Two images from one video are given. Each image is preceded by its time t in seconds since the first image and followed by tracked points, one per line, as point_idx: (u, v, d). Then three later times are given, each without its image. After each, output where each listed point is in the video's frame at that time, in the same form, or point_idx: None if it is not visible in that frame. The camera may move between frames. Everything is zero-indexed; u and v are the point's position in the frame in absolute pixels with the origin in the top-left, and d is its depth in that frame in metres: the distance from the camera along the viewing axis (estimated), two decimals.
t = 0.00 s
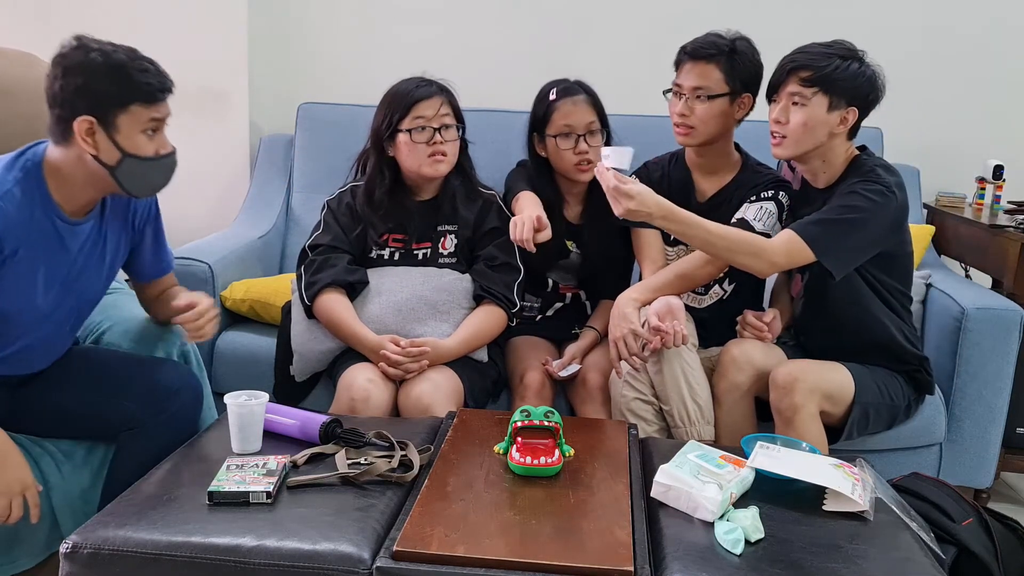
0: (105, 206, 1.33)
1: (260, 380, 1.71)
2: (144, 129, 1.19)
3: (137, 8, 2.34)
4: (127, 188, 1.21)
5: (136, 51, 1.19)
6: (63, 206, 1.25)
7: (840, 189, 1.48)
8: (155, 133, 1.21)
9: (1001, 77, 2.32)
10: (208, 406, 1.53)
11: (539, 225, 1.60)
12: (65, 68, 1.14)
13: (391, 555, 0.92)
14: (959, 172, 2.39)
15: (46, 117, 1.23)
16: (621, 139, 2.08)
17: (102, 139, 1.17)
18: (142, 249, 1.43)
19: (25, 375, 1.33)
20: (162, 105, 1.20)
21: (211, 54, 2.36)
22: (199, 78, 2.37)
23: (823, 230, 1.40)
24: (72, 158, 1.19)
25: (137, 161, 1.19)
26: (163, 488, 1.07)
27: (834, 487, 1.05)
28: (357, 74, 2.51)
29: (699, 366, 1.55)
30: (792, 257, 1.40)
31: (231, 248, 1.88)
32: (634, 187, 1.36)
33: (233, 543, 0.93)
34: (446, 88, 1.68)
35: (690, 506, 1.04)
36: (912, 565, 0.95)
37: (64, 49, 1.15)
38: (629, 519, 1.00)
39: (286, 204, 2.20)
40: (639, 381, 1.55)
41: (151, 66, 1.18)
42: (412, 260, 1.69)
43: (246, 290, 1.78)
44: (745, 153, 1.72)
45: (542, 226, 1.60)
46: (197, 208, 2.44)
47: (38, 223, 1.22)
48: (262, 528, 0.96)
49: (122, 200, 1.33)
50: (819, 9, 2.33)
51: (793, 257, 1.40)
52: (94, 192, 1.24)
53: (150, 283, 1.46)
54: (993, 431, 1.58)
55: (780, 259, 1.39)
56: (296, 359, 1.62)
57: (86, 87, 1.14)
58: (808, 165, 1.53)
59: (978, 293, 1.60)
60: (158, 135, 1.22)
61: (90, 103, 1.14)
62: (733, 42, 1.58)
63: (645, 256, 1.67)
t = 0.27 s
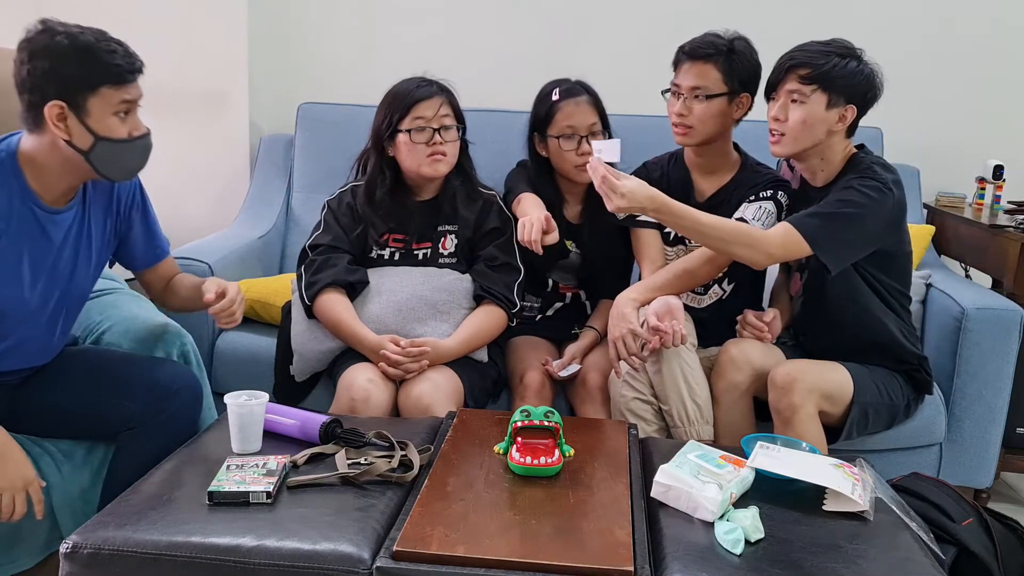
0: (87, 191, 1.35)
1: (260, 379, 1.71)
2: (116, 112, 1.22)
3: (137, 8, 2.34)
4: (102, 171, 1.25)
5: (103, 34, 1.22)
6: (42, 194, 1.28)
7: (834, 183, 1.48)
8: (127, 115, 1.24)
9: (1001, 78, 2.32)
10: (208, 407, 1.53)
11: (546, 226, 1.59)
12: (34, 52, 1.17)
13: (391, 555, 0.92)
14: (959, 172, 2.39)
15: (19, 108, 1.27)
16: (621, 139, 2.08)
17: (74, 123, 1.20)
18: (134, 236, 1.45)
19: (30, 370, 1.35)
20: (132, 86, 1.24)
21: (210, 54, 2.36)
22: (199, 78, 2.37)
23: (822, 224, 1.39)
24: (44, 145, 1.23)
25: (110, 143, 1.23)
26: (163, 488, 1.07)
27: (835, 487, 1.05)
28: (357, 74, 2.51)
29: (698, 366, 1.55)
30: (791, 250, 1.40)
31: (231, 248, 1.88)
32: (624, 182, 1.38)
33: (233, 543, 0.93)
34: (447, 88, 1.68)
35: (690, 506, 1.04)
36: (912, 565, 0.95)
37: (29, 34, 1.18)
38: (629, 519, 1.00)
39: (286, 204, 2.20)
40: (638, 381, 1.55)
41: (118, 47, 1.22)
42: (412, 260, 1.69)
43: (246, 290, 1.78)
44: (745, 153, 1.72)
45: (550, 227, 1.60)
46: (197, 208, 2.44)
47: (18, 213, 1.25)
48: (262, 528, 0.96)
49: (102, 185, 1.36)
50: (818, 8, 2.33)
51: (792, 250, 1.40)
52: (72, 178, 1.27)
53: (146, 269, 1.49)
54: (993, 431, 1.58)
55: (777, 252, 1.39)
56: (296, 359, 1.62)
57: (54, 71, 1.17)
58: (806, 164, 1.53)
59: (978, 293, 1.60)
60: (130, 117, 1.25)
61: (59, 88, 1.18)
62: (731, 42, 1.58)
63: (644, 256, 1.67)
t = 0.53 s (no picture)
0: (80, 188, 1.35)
1: (260, 379, 1.71)
2: (106, 109, 1.23)
3: (136, 8, 2.34)
4: (93, 168, 1.25)
5: (93, 30, 1.22)
6: (35, 192, 1.27)
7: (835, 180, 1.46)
8: (118, 112, 1.25)
9: (1001, 78, 2.32)
10: (208, 407, 1.54)
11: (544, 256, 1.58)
12: (23, 48, 1.17)
13: (391, 555, 0.92)
14: (958, 172, 2.39)
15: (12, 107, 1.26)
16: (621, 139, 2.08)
17: (64, 121, 1.20)
18: (127, 234, 1.45)
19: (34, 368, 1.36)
20: (123, 82, 1.24)
21: (210, 54, 2.36)
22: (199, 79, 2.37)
23: (831, 207, 1.40)
24: (35, 143, 1.23)
25: (101, 140, 1.23)
26: (162, 488, 1.07)
27: (835, 487, 1.05)
28: (356, 74, 2.51)
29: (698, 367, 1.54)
30: (794, 237, 1.37)
31: (231, 248, 1.88)
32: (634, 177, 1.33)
33: (233, 543, 0.93)
34: (447, 88, 1.68)
35: (690, 506, 1.04)
36: (912, 565, 0.95)
37: (18, 31, 1.19)
38: (629, 519, 1.00)
39: (286, 204, 2.20)
40: (637, 380, 1.55)
41: (108, 43, 1.22)
42: (412, 260, 1.69)
43: (246, 290, 1.78)
44: (743, 153, 1.71)
45: (550, 255, 1.58)
46: (197, 208, 2.44)
47: (10, 210, 1.25)
48: (262, 528, 0.96)
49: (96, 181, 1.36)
50: (818, 9, 2.33)
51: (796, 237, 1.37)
52: (63, 176, 1.27)
53: (140, 269, 1.49)
54: (993, 431, 1.58)
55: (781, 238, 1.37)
56: (296, 359, 1.62)
57: (43, 66, 1.17)
58: (807, 164, 1.53)
59: (978, 293, 1.60)
60: (121, 114, 1.25)
61: (49, 86, 1.18)
62: (729, 42, 1.58)
63: (643, 256, 1.67)
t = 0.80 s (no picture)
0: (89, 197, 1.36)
1: (260, 379, 1.71)
2: (117, 121, 1.22)
3: (137, 9, 2.34)
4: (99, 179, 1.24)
5: (109, 42, 1.23)
6: (42, 199, 1.28)
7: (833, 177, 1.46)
8: (128, 125, 1.24)
9: (1000, 78, 2.32)
10: (208, 407, 1.54)
11: (539, 304, 1.58)
12: (38, 57, 1.18)
13: (391, 555, 0.92)
14: (958, 172, 2.39)
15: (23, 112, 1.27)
16: (621, 139, 2.08)
17: (73, 130, 1.20)
18: (131, 248, 1.44)
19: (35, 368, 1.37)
20: (134, 96, 1.24)
21: (211, 55, 2.36)
22: (199, 79, 2.37)
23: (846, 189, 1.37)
24: (45, 150, 1.23)
25: (109, 152, 1.23)
26: (163, 488, 1.07)
27: (835, 487, 1.05)
28: (357, 74, 2.51)
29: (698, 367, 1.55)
30: (819, 220, 1.32)
31: (231, 248, 1.88)
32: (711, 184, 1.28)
33: (233, 544, 0.93)
34: (442, 85, 1.68)
35: (690, 506, 1.04)
36: (912, 565, 0.95)
37: (36, 39, 1.20)
38: (629, 519, 1.00)
39: (286, 204, 2.20)
40: (636, 380, 1.55)
41: (123, 55, 1.22)
42: (413, 260, 1.69)
43: (246, 290, 1.78)
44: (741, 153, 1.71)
45: (550, 305, 1.59)
46: (197, 208, 2.43)
47: (16, 215, 1.25)
48: (262, 528, 0.96)
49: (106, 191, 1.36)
50: (818, 9, 2.33)
51: (822, 219, 1.32)
52: (71, 184, 1.26)
53: (141, 284, 1.46)
54: (993, 431, 1.58)
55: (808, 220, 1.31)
56: (296, 359, 1.62)
57: (56, 77, 1.17)
58: (802, 169, 1.53)
59: (978, 293, 1.60)
60: (132, 126, 1.25)
61: (60, 94, 1.18)
62: (728, 41, 1.58)
63: (641, 256, 1.67)
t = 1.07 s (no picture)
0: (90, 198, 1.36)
1: (260, 379, 1.71)
2: (118, 124, 1.22)
3: (136, 9, 2.34)
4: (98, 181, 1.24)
5: (112, 44, 1.23)
6: (44, 201, 1.28)
7: (832, 179, 1.46)
8: (129, 128, 1.24)
9: (1000, 77, 2.32)
10: (209, 407, 1.54)
11: (541, 331, 1.57)
12: (42, 57, 1.18)
13: (391, 555, 0.92)
14: (958, 172, 2.39)
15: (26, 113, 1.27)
16: (621, 139, 2.08)
17: (74, 131, 1.20)
18: (133, 249, 1.44)
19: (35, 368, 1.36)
20: (136, 99, 1.24)
21: (211, 55, 2.36)
22: (200, 79, 2.37)
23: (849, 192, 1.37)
24: (46, 150, 1.23)
25: (109, 155, 1.22)
26: (164, 488, 1.07)
27: (835, 487, 1.05)
28: (357, 74, 2.51)
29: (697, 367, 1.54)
30: (827, 222, 1.32)
31: (231, 248, 1.88)
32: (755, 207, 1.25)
33: (233, 544, 0.93)
34: (441, 85, 1.68)
35: (690, 506, 1.04)
36: (912, 565, 0.95)
37: (40, 39, 1.20)
38: (629, 519, 1.00)
39: (286, 204, 2.20)
40: (634, 380, 1.56)
41: (127, 58, 1.22)
42: (412, 260, 1.69)
43: (246, 290, 1.78)
44: (739, 151, 1.71)
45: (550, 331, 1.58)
46: (197, 208, 2.43)
47: (17, 216, 1.25)
48: (262, 528, 0.96)
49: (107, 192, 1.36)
50: (818, 9, 2.33)
51: (829, 221, 1.32)
52: (72, 186, 1.26)
53: (142, 285, 1.46)
54: (993, 431, 1.58)
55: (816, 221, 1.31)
56: (296, 359, 1.62)
57: (59, 77, 1.17)
58: (800, 175, 1.53)
59: (978, 293, 1.60)
60: (133, 129, 1.25)
61: (62, 94, 1.18)
62: (726, 39, 1.58)
63: (638, 256, 1.67)
